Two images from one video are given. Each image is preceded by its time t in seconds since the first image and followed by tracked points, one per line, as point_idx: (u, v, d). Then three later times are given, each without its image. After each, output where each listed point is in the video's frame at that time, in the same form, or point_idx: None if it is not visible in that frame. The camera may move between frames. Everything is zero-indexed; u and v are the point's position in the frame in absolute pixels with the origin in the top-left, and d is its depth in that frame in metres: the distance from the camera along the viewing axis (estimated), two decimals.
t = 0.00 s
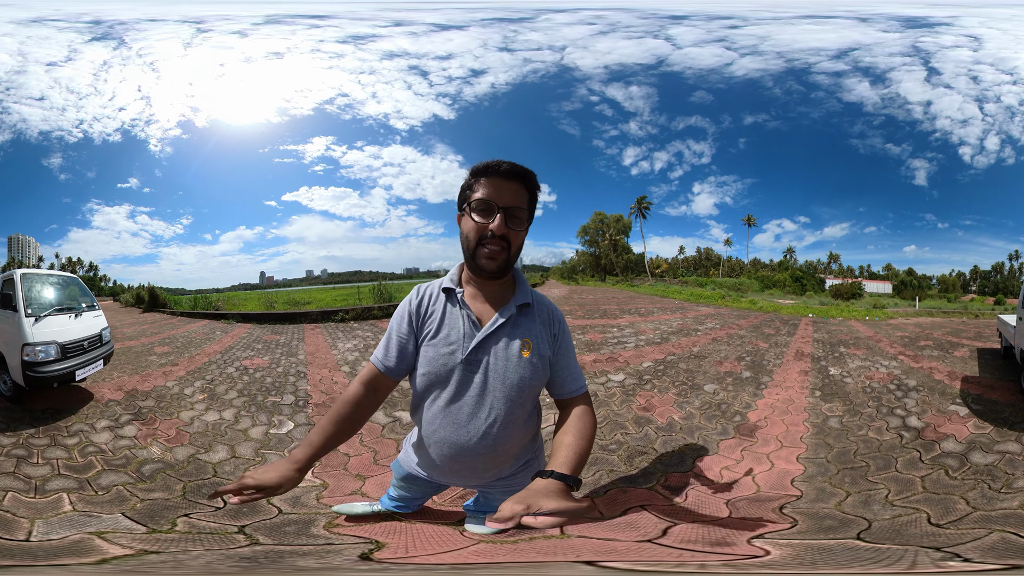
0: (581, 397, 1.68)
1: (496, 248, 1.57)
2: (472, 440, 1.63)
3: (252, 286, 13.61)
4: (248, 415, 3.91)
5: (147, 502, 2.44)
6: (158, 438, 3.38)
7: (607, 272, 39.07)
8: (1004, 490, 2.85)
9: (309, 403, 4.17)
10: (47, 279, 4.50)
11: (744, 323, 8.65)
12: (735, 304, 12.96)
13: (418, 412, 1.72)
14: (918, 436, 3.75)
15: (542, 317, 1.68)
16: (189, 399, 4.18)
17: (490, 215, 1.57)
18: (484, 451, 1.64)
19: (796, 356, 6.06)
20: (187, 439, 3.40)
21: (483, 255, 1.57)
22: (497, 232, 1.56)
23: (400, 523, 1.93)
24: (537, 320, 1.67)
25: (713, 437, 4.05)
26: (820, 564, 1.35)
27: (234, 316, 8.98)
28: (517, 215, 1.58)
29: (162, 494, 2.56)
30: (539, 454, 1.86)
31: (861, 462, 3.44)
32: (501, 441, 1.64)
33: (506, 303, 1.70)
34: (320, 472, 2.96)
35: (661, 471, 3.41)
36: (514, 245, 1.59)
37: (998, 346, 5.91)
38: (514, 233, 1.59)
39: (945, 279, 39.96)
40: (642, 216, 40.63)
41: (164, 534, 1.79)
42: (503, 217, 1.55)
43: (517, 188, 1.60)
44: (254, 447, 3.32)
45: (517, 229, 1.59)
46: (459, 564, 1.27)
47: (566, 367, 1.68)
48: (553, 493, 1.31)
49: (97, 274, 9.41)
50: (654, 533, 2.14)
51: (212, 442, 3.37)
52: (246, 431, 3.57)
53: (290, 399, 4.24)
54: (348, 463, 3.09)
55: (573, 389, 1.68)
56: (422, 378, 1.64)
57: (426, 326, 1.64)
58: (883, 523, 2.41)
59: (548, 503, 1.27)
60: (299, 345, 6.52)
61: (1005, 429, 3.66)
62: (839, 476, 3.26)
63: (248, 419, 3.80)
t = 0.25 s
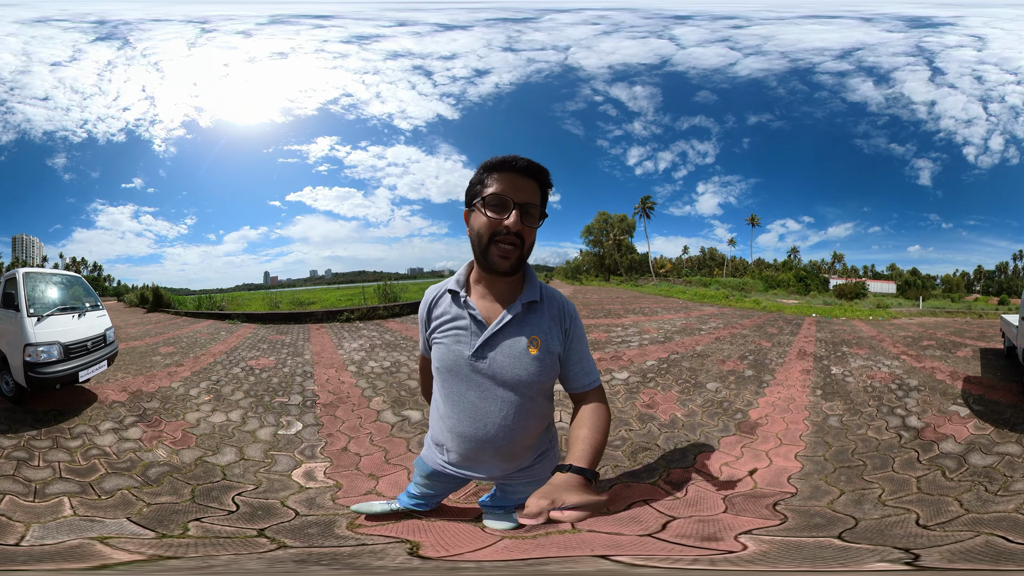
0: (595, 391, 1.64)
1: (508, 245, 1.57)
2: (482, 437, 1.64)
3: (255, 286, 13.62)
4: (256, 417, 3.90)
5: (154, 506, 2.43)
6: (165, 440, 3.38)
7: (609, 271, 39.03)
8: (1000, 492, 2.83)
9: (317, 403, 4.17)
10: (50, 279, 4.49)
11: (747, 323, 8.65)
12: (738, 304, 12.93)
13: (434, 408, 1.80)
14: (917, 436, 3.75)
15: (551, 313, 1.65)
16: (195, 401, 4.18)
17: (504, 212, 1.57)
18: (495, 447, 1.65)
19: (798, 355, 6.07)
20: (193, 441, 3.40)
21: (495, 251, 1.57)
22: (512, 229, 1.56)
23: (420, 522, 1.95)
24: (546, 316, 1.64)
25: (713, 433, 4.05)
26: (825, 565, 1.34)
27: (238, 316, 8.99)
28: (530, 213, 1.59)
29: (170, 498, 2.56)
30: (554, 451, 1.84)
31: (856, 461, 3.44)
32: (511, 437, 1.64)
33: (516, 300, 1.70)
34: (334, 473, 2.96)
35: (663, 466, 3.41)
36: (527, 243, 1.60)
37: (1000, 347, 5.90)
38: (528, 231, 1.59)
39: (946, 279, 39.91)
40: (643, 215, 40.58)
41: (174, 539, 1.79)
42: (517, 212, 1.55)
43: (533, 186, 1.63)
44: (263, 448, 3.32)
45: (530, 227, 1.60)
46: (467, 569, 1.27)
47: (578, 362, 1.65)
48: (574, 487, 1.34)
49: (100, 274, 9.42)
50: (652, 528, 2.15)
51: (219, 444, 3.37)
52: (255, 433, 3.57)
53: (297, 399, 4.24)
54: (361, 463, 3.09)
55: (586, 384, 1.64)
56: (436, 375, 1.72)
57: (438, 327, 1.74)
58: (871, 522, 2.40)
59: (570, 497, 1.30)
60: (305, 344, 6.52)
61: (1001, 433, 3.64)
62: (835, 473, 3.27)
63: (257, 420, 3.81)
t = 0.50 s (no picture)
0: (605, 388, 1.57)
1: (495, 270, 1.56)
2: (484, 424, 1.73)
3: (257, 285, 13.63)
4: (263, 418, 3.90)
5: (161, 511, 2.42)
6: (170, 443, 3.38)
7: (611, 271, 39.01)
8: (994, 495, 2.75)
9: (326, 403, 4.17)
10: (54, 278, 4.49)
11: (750, 322, 8.63)
12: (743, 304, 12.90)
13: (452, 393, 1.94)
14: (915, 436, 3.74)
15: (552, 309, 1.59)
16: (201, 402, 4.18)
17: (478, 242, 1.55)
18: (496, 436, 1.71)
19: (801, 354, 6.06)
20: (200, 444, 3.40)
21: (485, 279, 1.60)
22: (490, 256, 1.53)
23: (442, 519, 2.00)
24: (547, 313, 1.60)
25: (714, 429, 4.05)
26: (833, 569, 1.34)
27: (243, 316, 8.99)
28: (502, 230, 1.51)
29: (177, 502, 2.56)
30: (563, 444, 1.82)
31: (850, 460, 3.43)
32: (510, 428, 1.68)
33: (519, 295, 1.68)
34: (349, 473, 2.95)
35: (665, 460, 3.41)
36: (513, 257, 1.54)
37: (1003, 347, 5.88)
38: (507, 246, 1.52)
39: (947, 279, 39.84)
40: (648, 215, 40.61)
41: (188, 545, 1.78)
42: (489, 240, 1.52)
43: (498, 197, 1.52)
44: (274, 450, 3.31)
45: (509, 240, 1.52)
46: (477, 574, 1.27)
47: (583, 359, 1.58)
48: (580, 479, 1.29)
49: (104, 275, 9.43)
50: (648, 522, 2.15)
51: (227, 447, 3.37)
52: (264, 435, 3.57)
53: (304, 400, 4.24)
54: (374, 463, 3.10)
55: (594, 381, 1.57)
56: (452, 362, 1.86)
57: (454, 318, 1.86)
58: (854, 521, 2.39)
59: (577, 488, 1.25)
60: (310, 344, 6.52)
61: (999, 433, 3.61)
62: (829, 471, 3.26)
63: (265, 421, 3.80)
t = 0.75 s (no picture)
0: (601, 381, 1.51)
1: (485, 261, 1.58)
2: (486, 420, 1.75)
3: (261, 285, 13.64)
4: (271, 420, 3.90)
5: (168, 515, 2.41)
6: (176, 445, 3.38)
7: (615, 271, 39.03)
8: (988, 497, 2.74)
9: (334, 404, 4.17)
10: (57, 278, 4.49)
11: (754, 322, 8.61)
12: (746, 304, 12.88)
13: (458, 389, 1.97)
14: (914, 435, 3.74)
15: (546, 304, 1.57)
16: (206, 403, 4.18)
17: (469, 235, 1.60)
18: (498, 431, 1.73)
19: (803, 354, 6.06)
20: (207, 446, 3.40)
21: (478, 271, 1.63)
22: (478, 247, 1.57)
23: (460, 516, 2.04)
24: (541, 308, 1.58)
25: (717, 426, 4.05)
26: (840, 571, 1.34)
27: (247, 316, 9.00)
28: (488, 222, 1.54)
29: (183, 506, 2.55)
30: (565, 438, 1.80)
31: (849, 459, 3.43)
32: (510, 423, 1.69)
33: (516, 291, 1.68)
34: (361, 474, 2.95)
35: (669, 456, 3.42)
36: (501, 248, 1.56)
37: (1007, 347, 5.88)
38: (496, 237, 1.55)
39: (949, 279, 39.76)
40: (651, 215, 40.56)
41: (203, 549, 1.76)
42: (477, 232, 1.56)
43: (487, 193, 1.55)
44: (282, 452, 3.31)
45: (497, 232, 1.55)
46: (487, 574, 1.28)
47: (579, 353, 1.53)
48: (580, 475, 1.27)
49: (108, 274, 9.44)
50: (647, 515, 2.18)
51: (234, 449, 3.37)
52: (271, 436, 3.57)
53: (311, 401, 4.24)
54: (385, 462, 3.11)
55: (590, 376, 1.51)
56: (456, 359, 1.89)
57: (456, 316, 1.89)
58: (844, 519, 2.41)
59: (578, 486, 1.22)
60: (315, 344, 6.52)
61: (1001, 433, 3.62)
62: (827, 469, 3.26)
63: (272, 423, 3.81)
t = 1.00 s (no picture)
0: (595, 385, 1.49)
1: (463, 255, 1.61)
2: (479, 425, 1.74)
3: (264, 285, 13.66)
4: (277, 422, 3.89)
5: (171, 520, 2.40)
6: (181, 449, 3.38)
7: (617, 272, 39.03)
8: (984, 499, 2.72)
9: (340, 405, 4.17)
10: (60, 278, 4.49)
11: (758, 322, 8.60)
12: (749, 304, 12.88)
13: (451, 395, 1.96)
14: (914, 436, 3.74)
15: (538, 308, 1.57)
16: (210, 406, 4.18)
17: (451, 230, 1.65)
18: (491, 436, 1.73)
19: (805, 354, 6.06)
20: (212, 450, 3.39)
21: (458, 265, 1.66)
22: (457, 241, 1.61)
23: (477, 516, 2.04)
24: (533, 312, 1.58)
25: (719, 424, 4.06)
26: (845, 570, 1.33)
27: (251, 316, 9.02)
28: (468, 216, 1.59)
29: (188, 510, 2.54)
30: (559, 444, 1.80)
31: (848, 458, 3.44)
32: (503, 428, 1.69)
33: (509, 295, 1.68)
34: (372, 475, 2.95)
35: (673, 453, 3.43)
36: (478, 242, 1.58)
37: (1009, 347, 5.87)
38: (474, 231, 1.58)
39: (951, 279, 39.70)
40: (653, 215, 40.56)
41: (212, 553, 1.76)
42: (456, 226, 1.61)
43: (471, 192, 1.61)
44: (290, 455, 3.31)
45: (475, 226, 1.58)
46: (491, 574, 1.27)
47: (573, 357, 1.52)
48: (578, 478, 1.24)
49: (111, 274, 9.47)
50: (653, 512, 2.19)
51: (240, 452, 3.37)
52: (278, 439, 3.57)
53: (317, 402, 4.24)
54: (394, 463, 3.11)
55: (585, 379, 1.49)
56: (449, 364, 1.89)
57: (450, 321, 1.89)
58: (839, 517, 2.41)
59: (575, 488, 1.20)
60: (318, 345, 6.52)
61: (1002, 433, 3.62)
62: (826, 468, 3.26)
63: (279, 425, 3.81)
